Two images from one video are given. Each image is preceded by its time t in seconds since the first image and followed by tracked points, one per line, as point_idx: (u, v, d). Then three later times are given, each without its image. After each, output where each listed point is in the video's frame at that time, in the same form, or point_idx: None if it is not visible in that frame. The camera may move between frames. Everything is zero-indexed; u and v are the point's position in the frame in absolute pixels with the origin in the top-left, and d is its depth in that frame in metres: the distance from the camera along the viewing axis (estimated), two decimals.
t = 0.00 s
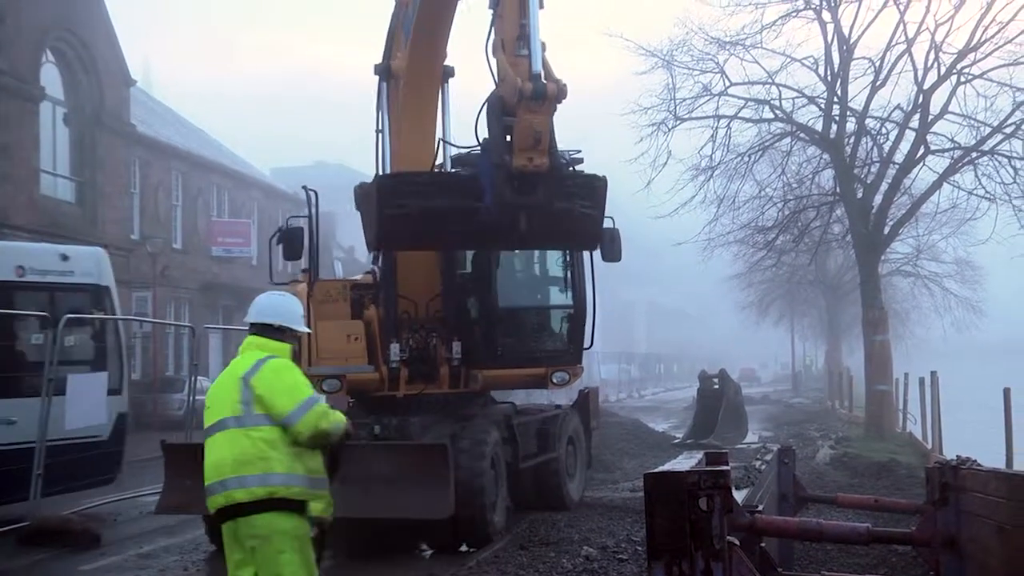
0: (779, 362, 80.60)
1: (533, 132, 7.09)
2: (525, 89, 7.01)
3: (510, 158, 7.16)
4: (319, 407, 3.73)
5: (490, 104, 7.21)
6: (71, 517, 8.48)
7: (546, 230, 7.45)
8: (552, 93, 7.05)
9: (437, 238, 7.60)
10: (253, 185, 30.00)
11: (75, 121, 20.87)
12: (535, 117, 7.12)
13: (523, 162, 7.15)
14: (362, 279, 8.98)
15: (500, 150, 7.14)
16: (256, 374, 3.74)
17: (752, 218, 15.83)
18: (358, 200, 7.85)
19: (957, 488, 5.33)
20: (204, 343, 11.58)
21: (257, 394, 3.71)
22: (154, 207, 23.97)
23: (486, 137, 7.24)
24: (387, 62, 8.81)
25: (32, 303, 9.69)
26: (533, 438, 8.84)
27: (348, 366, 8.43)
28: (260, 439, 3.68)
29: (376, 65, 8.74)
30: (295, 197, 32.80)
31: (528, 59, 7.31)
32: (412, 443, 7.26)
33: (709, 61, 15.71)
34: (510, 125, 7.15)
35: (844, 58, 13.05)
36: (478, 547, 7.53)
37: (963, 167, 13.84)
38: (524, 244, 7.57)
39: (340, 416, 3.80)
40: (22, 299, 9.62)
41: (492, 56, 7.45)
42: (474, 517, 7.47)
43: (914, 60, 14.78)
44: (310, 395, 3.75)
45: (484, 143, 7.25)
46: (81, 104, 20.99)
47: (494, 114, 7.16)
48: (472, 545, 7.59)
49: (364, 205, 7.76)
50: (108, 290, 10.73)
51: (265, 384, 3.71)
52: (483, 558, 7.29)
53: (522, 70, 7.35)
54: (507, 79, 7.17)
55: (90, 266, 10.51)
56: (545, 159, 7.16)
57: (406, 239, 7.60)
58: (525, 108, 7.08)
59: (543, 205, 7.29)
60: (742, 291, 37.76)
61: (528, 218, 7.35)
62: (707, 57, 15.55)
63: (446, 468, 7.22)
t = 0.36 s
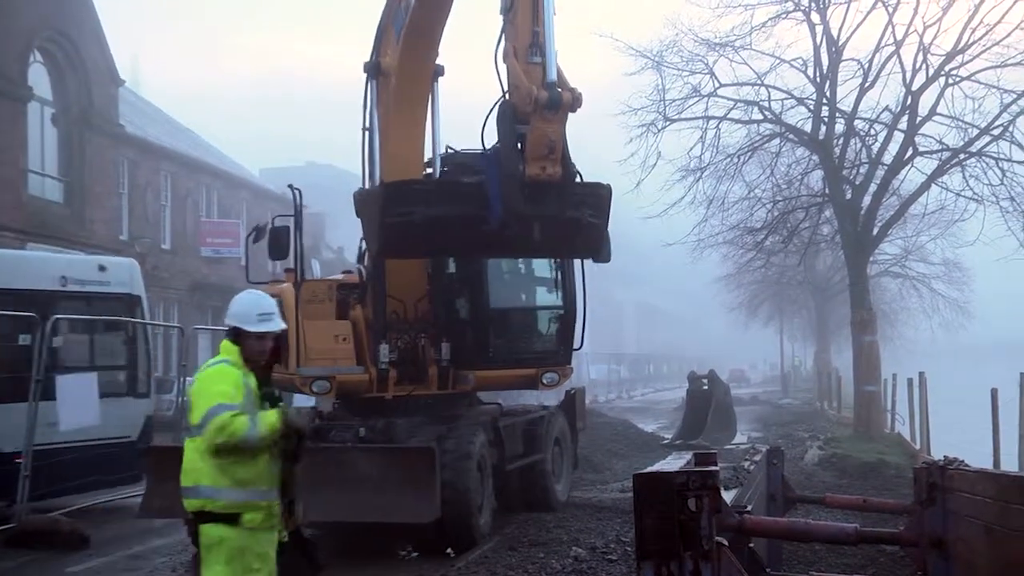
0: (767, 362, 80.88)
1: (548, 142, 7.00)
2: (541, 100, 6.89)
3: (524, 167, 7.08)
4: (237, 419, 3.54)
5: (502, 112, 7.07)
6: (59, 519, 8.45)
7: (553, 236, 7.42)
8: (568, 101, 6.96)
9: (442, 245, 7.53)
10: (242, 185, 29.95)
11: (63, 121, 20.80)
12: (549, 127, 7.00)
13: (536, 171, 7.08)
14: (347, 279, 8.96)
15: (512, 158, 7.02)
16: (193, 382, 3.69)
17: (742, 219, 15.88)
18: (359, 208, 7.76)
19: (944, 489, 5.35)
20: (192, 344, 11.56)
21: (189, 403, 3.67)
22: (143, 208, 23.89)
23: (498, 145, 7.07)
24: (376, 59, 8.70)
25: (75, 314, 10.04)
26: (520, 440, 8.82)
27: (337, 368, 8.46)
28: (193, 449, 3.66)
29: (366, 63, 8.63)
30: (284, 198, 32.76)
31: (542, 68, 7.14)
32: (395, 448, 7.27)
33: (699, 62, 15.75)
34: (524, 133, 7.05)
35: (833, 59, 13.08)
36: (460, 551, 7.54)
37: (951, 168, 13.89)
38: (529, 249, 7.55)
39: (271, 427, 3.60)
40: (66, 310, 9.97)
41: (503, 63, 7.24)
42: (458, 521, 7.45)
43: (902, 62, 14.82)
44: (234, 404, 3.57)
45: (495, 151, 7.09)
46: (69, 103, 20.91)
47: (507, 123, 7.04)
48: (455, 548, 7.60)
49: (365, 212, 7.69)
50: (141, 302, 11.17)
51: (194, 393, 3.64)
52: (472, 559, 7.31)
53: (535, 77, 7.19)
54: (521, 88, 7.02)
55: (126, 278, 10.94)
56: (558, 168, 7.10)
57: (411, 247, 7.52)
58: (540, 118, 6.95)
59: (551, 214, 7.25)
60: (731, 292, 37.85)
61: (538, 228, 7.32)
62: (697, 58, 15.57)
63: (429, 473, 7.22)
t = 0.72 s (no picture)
0: (753, 363, 81.14)
1: (560, 150, 6.43)
2: (551, 106, 6.35)
3: (535, 177, 6.58)
4: (142, 448, 3.30)
5: (512, 122, 6.67)
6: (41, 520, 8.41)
7: (564, 246, 7.02)
8: (582, 111, 6.37)
9: (450, 257, 7.35)
10: (228, 185, 29.92)
11: (48, 120, 20.72)
12: (561, 135, 6.42)
13: (547, 180, 6.52)
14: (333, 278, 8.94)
15: (523, 168, 6.57)
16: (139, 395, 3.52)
17: (727, 219, 15.94)
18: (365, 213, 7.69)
19: (928, 488, 5.37)
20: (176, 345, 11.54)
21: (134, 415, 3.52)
22: (128, 208, 23.79)
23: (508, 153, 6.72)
24: (366, 58, 8.65)
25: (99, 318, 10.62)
26: (505, 440, 8.82)
27: (324, 367, 8.41)
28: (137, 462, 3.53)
29: (355, 62, 8.56)
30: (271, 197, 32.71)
31: (554, 76, 6.65)
32: (381, 448, 7.27)
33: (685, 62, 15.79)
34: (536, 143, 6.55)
35: (818, 60, 13.11)
36: (446, 552, 7.54)
37: (935, 169, 13.94)
38: (540, 261, 7.29)
39: (163, 463, 3.27)
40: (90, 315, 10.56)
41: (515, 71, 6.79)
42: (443, 521, 7.44)
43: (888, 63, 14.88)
44: (146, 431, 3.33)
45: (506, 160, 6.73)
46: (53, 102, 20.82)
47: (518, 132, 6.59)
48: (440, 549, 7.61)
49: (371, 222, 7.55)
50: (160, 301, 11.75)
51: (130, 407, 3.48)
52: (458, 559, 7.31)
53: (547, 87, 6.70)
54: (531, 95, 6.56)
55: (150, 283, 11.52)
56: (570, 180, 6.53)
57: (419, 258, 7.34)
58: (552, 126, 6.38)
59: (564, 224, 6.79)
60: (717, 292, 37.97)
61: (551, 235, 6.86)
62: (683, 58, 15.59)
63: (415, 473, 7.22)
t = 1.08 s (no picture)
0: (741, 359, 81.34)
1: (574, 156, 6.27)
2: (566, 112, 6.26)
3: (548, 185, 6.38)
4: (73, 459, 3.34)
5: (524, 130, 6.49)
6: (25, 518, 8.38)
7: (576, 255, 6.70)
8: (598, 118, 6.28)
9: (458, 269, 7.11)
10: (213, 182, 29.85)
11: (32, 116, 20.61)
12: (576, 143, 6.29)
13: (560, 188, 6.34)
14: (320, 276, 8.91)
15: (537, 175, 6.38)
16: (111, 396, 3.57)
17: (714, 216, 15.98)
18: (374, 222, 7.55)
19: (914, 485, 5.39)
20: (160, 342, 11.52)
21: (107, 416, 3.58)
22: (113, 205, 23.68)
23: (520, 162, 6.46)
24: (357, 56, 8.61)
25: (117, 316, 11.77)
26: (492, 436, 8.82)
27: (314, 364, 8.40)
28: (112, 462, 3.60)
29: (347, 60, 8.55)
30: (257, 194, 32.63)
31: (568, 83, 6.52)
32: (368, 445, 7.26)
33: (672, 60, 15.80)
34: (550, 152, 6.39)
35: (805, 57, 13.13)
36: (433, 549, 7.55)
37: (921, 167, 13.98)
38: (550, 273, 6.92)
39: (82, 476, 3.30)
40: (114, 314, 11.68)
41: (527, 79, 6.64)
42: (431, 518, 7.44)
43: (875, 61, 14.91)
44: (82, 441, 3.37)
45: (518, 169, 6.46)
46: (38, 98, 20.71)
47: (532, 140, 6.43)
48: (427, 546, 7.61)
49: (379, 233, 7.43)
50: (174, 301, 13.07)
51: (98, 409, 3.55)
52: (445, 556, 7.32)
53: (560, 95, 6.56)
54: (546, 101, 6.46)
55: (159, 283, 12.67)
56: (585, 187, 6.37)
57: (429, 269, 7.17)
58: (566, 134, 6.27)
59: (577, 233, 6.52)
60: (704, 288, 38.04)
61: (564, 243, 6.56)
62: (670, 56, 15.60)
63: (403, 470, 7.23)
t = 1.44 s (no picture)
0: (727, 351, 81.54)
1: (587, 157, 6.31)
2: (579, 113, 6.33)
3: (561, 186, 6.39)
4: (34, 452, 3.32)
5: (536, 132, 6.53)
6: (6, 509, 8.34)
7: (587, 260, 6.67)
8: (610, 119, 6.32)
9: (463, 278, 7.08)
10: (197, 172, 29.73)
11: (13, 106, 20.48)
12: (589, 144, 6.33)
13: (574, 191, 6.34)
14: (305, 266, 8.88)
15: (548, 177, 6.43)
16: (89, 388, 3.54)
17: (699, 207, 16.02)
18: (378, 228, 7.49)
19: (896, 475, 5.42)
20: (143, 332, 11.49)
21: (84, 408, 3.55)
22: (96, 195, 23.55)
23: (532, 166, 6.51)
24: (346, 47, 8.59)
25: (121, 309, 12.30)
26: (476, 428, 8.83)
27: (300, 355, 8.38)
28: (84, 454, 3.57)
29: (336, 50, 8.51)
30: (241, 185, 32.51)
31: (578, 84, 6.68)
32: (353, 436, 7.25)
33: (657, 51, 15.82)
34: (560, 154, 6.51)
35: (789, 49, 13.15)
36: (417, 540, 7.56)
37: (904, 159, 14.03)
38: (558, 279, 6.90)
39: (40, 473, 3.28)
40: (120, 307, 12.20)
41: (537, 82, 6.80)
42: (414, 510, 7.45)
43: (858, 53, 14.98)
44: (49, 435, 3.34)
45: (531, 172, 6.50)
46: (20, 88, 20.57)
47: (542, 141, 6.51)
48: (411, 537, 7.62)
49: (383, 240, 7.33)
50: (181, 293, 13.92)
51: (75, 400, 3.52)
52: (429, 547, 7.33)
53: (571, 96, 6.69)
54: (558, 103, 6.55)
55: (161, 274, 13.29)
56: (598, 190, 6.39)
57: (434, 277, 7.13)
58: (579, 134, 6.33)
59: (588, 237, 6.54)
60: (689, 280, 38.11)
61: (575, 248, 6.58)
62: (655, 47, 15.62)
63: (387, 461, 7.23)
